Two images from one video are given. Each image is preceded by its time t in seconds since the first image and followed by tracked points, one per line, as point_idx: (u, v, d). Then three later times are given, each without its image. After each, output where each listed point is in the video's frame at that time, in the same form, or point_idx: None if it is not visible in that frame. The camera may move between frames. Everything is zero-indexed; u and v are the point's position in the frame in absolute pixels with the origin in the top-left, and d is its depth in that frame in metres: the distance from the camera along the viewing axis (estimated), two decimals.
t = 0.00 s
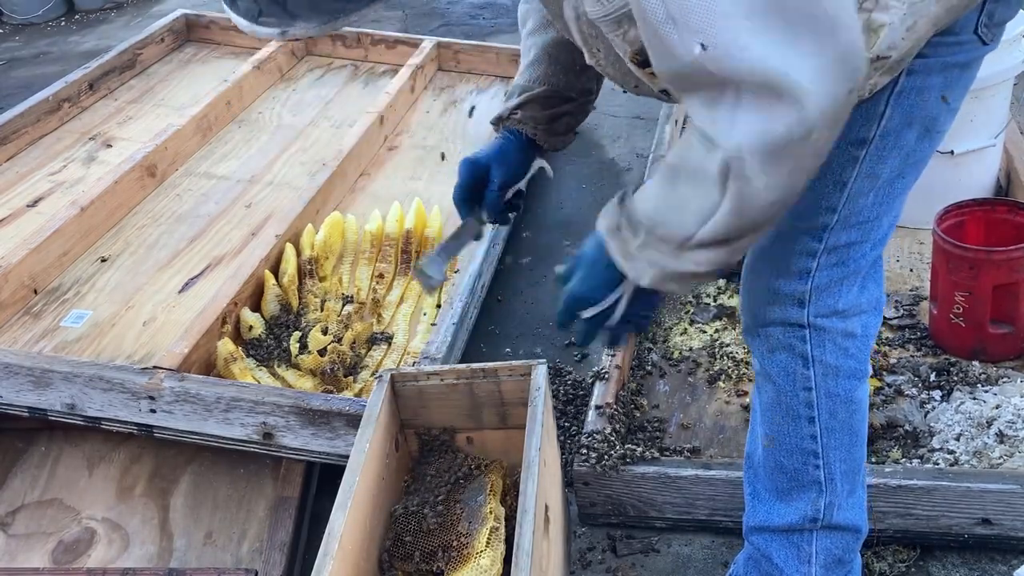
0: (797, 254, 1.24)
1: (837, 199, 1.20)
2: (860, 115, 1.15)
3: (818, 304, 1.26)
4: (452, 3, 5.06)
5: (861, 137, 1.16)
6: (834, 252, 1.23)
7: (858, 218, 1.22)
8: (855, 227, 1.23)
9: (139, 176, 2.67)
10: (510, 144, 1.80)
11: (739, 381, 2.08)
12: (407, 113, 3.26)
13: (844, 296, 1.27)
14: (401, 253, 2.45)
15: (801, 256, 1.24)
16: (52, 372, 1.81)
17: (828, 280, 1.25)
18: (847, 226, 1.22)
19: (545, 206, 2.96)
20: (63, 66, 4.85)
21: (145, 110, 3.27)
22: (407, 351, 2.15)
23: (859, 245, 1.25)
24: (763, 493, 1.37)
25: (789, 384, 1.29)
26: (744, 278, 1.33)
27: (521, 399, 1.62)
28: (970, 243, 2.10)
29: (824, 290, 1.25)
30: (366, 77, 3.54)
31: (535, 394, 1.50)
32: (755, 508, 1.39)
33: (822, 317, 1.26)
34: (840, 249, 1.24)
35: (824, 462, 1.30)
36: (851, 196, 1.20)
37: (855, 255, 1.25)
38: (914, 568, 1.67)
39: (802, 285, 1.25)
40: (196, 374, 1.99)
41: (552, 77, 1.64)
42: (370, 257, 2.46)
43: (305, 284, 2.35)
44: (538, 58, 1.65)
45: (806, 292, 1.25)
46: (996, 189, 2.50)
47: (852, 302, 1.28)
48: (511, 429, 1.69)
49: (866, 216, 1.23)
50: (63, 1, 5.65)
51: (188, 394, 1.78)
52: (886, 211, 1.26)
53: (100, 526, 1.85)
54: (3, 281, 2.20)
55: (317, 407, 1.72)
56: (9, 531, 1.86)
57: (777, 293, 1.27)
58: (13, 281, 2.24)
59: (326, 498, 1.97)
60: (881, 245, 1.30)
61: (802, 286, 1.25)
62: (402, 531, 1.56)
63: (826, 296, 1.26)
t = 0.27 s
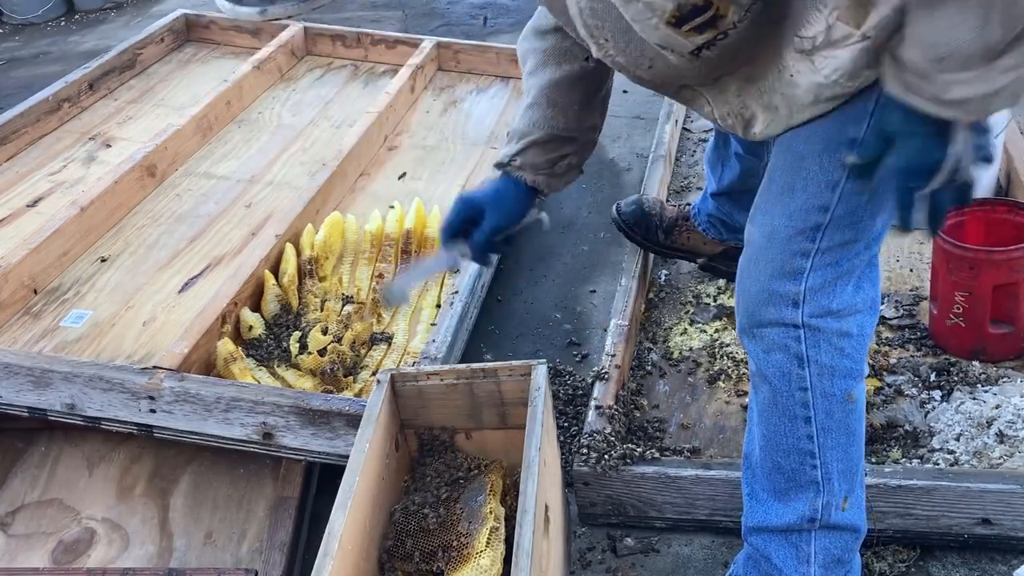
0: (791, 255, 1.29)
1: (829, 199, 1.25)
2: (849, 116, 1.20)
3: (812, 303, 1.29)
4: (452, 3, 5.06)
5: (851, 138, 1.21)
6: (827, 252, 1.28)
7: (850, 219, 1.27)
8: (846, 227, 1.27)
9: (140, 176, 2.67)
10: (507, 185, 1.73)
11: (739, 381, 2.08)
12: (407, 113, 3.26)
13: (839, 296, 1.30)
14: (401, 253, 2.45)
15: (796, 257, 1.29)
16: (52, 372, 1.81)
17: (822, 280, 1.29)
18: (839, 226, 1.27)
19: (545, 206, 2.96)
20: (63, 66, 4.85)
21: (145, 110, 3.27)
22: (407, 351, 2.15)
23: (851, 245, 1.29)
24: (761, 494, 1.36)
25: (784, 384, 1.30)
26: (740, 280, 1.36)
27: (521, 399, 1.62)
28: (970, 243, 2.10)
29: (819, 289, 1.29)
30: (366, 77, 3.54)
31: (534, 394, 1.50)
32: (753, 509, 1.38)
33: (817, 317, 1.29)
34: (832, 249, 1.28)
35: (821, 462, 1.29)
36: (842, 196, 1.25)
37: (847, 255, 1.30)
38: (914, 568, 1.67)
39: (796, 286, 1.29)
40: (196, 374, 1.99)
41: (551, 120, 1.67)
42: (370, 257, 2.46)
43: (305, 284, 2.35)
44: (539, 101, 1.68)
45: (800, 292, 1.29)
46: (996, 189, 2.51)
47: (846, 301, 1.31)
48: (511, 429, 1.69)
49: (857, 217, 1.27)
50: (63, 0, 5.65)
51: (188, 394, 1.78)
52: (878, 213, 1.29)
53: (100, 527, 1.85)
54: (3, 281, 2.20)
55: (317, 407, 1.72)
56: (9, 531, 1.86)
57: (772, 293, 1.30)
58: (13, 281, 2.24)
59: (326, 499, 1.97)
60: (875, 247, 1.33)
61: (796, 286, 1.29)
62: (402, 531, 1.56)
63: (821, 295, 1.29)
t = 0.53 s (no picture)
0: (793, 254, 1.28)
1: (832, 198, 1.24)
2: (851, 114, 1.21)
3: (815, 303, 1.27)
4: (452, 3, 5.06)
5: (854, 137, 1.21)
6: (830, 251, 1.26)
7: (853, 218, 1.26)
8: (849, 226, 1.26)
9: (140, 176, 2.67)
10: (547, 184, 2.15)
11: (739, 381, 2.08)
12: (407, 113, 3.26)
13: (842, 296, 1.29)
14: (401, 253, 2.45)
15: (799, 256, 1.27)
16: (52, 372, 1.81)
17: (825, 280, 1.27)
18: (842, 225, 1.26)
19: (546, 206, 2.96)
20: (62, 66, 4.85)
21: (145, 110, 3.27)
22: (406, 351, 2.15)
23: (854, 245, 1.28)
24: (763, 493, 1.36)
25: (787, 384, 1.30)
26: (743, 280, 1.36)
27: (522, 399, 1.62)
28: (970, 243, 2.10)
29: (822, 290, 1.27)
30: (366, 77, 3.54)
31: (534, 394, 1.50)
32: (755, 508, 1.38)
33: (820, 317, 1.28)
34: (836, 249, 1.26)
35: (823, 462, 1.29)
36: (845, 195, 1.24)
37: (851, 254, 1.28)
38: (914, 568, 1.67)
39: (799, 286, 1.28)
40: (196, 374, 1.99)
41: (574, 118, 2.06)
42: (370, 257, 2.46)
43: (305, 284, 2.35)
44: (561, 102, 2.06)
45: (803, 292, 1.28)
46: (996, 189, 2.51)
47: (850, 301, 1.29)
48: (511, 429, 1.69)
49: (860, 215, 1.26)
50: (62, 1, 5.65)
51: (188, 394, 1.78)
52: (881, 211, 1.28)
53: (100, 526, 1.85)
54: (3, 281, 2.20)
55: (317, 407, 1.72)
56: (9, 530, 1.86)
57: (775, 293, 1.30)
58: (13, 281, 2.23)
59: (326, 499, 1.97)
60: (879, 245, 1.31)
61: (799, 287, 1.28)
62: (402, 531, 1.56)
63: (823, 295, 1.27)
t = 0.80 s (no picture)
0: (796, 255, 1.29)
1: (833, 199, 1.26)
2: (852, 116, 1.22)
3: (817, 304, 1.28)
4: (452, 4, 5.06)
5: (855, 138, 1.23)
6: (832, 252, 1.28)
7: (854, 219, 1.27)
8: (851, 226, 1.27)
9: (140, 176, 2.67)
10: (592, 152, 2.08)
11: (739, 381, 2.08)
12: (407, 113, 3.26)
13: (844, 296, 1.30)
14: (401, 253, 2.45)
15: (801, 256, 1.28)
16: (52, 372, 1.81)
17: (827, 280, 1.28)
18: (844, 226, 1.27)
19: (546, 206, 2.96)
20: (63, 66, 4.85)
21: (145, 110, 3.27)
22: (407, 351, 2.16)
23: (856, 246, 1.29)
24: (764, 493, 1.36)
25: (789, 384, 1.30)
26: (744, 280, 1.36)
27: (521, 399, 1.62)
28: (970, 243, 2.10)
29: (823, 290, 1.28)
30: (366, 77, 3.54)
31: (534, 394, 1.50)
32: (756, 508, 1.37)
33: (822, 318, 1.28)
34: (838, 249, 1.28)
35: (825, 461, 1.29)
36: (846, 196, 1.26)
37: (853, 255, 1.29)
38: (914, 568, 1.67)
39: (802, 286, 1.28)
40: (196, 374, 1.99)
41: (609, 83, 1.85)
42: (370, 257, 2.46)
43: (305, 284, 2.35)
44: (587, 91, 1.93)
45: (805, 291, 1.28)
46: (996, 189, 2.51)
47: (851, 301, 1.31)
48: (511, 429, 1.69)
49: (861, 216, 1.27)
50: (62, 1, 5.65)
51: (188, 394, 1.78)
52: (882, 213, 1.30)
53: (100, 526, 1.85)
54: (3, 281, 2.20)
55: (317, 407, 1.72)
56: (9, 531, 1.86)
57: (778, 293, 1.31)
58: (13, 281, 2.23)
59: (326, 499, 1.97)
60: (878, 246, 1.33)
61: (801, 287, 1.29)
62: (402, 531, 1.56)
63: (825, 296, 1.28)
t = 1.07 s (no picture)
0: (789, 251, 1.32)
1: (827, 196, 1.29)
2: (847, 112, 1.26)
3: (810, 300, 1.31)
4: (452, 3, 5.06)
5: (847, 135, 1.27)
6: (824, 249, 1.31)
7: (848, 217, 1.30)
8: (844, 223, 1.30)
9: (140, 176, 2.67)
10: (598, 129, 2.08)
11: (739, 381, 2.08)
12: (407, 113, 3.26)
13: (837, 294, 1.33)
14: (401, 253, 2.45)
15: (795, 252, 1.32)
16: (52, 372, 1.81)
17: (820, 276, 1.32)
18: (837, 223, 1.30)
19: (546, 206, 2.96)
20: (63, 66, 4.85)
21: (145, 110, 3.27)
22: (407, 351, 2.16)
23: (849, 244, 1.32)
24: (761, 492, 1.37)
25: (782, 380, 1.32)
26: (738, 277, 1.39)
27: (522, 399, 1.62)
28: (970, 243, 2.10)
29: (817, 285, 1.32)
30: (366, 76, 3.54)
31: (534, 394, 1.50)
32: (753, 508, 1.38)
33: (815, 313, 1.31)
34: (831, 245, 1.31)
35: (819, 459, 1.31)
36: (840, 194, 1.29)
37: (846, 253, 1.32)
38: (914, 568, 1.67)
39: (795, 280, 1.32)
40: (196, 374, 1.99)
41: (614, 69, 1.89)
42: (370, 257, 2.46)
43: (305, 284, 2.35)
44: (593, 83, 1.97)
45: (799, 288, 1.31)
46: (996, 189, 2.51)
47: (844, 298, 1.34)
48: (511, 429, 1.69)
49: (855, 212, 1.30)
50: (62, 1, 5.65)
51: (188, 394, 1.78)
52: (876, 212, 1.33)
53: (100, 526, 1.85)
54: (3, 282, 2.20)
55: (317, 407, 1.72)
56: (9, 531, 1.86)
57: (771, 288, 1.33)
58: (13, 281, 2.23)
59: (327, 499, 1.97)
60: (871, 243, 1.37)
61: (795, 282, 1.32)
62: (402, 531, 1.56)
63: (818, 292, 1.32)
